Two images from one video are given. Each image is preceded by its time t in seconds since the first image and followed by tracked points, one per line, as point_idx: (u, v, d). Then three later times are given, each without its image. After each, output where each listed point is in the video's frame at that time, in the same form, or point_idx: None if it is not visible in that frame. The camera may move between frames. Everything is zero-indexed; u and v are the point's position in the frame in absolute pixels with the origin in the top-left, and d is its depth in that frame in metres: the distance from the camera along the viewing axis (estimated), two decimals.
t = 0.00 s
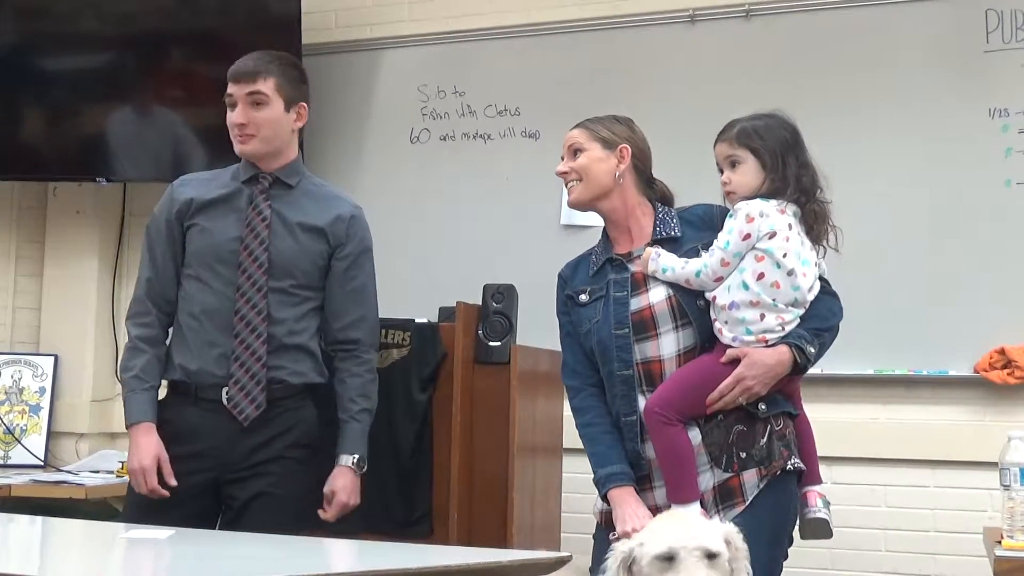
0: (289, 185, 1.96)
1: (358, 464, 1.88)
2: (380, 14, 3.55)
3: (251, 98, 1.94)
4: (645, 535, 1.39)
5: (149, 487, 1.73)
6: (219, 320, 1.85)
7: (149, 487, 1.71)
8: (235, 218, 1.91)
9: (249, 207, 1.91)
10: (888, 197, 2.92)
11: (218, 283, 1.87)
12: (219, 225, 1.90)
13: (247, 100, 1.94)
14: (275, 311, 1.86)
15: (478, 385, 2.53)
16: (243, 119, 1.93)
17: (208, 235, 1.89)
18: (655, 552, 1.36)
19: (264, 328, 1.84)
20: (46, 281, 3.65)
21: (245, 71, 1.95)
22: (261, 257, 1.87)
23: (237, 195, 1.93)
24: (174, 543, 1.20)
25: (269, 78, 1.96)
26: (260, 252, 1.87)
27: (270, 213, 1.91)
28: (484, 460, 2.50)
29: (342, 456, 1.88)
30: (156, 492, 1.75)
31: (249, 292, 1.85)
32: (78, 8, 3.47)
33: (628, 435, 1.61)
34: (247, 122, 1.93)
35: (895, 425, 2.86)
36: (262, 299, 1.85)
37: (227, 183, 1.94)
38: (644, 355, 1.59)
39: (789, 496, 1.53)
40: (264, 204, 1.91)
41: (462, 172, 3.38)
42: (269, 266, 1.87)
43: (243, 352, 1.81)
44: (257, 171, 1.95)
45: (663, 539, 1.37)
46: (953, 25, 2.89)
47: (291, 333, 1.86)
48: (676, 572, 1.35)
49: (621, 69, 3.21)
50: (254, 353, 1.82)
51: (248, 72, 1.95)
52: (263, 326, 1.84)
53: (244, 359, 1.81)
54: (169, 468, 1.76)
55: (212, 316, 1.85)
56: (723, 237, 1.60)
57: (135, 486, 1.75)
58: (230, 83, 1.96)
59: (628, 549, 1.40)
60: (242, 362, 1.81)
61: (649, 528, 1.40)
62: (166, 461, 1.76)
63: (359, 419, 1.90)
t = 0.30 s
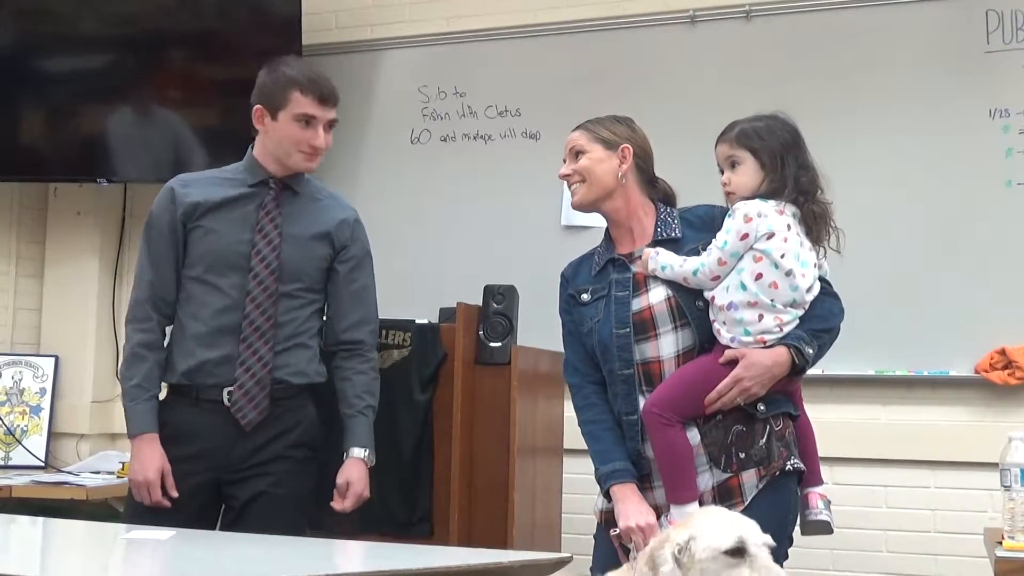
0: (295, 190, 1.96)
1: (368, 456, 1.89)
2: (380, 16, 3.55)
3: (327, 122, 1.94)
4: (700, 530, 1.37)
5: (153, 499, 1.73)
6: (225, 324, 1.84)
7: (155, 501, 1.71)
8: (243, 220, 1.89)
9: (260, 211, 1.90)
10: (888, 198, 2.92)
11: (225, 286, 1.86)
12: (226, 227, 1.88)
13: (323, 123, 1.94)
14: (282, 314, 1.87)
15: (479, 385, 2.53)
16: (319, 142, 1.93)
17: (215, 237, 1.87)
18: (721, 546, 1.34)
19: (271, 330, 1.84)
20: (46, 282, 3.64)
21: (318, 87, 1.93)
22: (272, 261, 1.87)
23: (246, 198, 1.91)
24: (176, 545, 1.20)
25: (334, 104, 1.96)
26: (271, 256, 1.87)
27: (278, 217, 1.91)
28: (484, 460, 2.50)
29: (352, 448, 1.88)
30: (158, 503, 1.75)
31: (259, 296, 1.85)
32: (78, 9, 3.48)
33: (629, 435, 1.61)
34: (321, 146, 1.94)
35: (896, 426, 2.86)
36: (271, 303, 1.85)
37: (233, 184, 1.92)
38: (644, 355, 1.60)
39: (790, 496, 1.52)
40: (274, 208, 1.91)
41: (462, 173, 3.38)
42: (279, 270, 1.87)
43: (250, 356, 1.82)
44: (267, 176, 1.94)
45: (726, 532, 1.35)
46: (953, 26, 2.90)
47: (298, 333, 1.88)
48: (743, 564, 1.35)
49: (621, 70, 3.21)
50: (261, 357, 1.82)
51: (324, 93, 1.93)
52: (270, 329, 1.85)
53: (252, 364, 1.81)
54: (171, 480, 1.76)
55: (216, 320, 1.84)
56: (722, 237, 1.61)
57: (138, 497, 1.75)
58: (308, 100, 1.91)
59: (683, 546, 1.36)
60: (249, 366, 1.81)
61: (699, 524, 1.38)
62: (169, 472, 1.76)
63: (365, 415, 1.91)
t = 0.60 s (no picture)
0: (300, 195, 1.97)
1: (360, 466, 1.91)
2: (381, 16, 3.55)
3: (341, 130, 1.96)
4: (729, 546, 1.22)
5: (166, 489, 1.72)
6: (229, 326, 1.83)
7: (169, 491, 1.70)
8: (249, 222, 1.89)
9: (266, 214, 1.91)
10: (889, 198, 2.92)
11: (229, 287, 1.86)
12: (230, 228, 1.88)
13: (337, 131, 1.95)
14: (285, 317, 1.88)
15: (479, 385, 2.53)
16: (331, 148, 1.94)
17: (220, 237, 1.87)
18: (752, 566, 1.19)
19: (274, 334, 1.85)
20: (47, 282, 3.64)
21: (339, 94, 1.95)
22: (277, 265, 1.87)
23: (252, 200, 1.91)
24: (176, 545, 1.19)
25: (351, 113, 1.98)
26: (276, 260, 1.87)
27: (284, 221, 1.91)
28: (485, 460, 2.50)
29: (346, 459, 1.90)
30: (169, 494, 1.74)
31: (264, 300, 1.85)
32: (78, 10, 3.48)
33: (631, 434, 1.62)
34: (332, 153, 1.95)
35: (896, 426, 2.86)
36: (275, 307, 1.86)
37: (239, 185, 1.92)
38: (646, 355, 1.59)
39: (789, 497, 1.52)
40: (280, 211, 1.91)
41: (462, 173, 3.38)
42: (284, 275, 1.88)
43: (255, 361, 1.82)
44: (274, 178, 1.94)
45: (757, 552, 1.21)
46: (953, 26, 2.90)
47: (298, 339, 1.89)
48: None
49: (621, 70, 3.21)
50: (265, 361, 1.83)
51: (342, 101, 1.95)
52: (274, 332, 1.85)
53: (256, 367, 1.82)
54: (183, 469, 1.75)
55: (220, 321, 1.83)
56: (724, 236, 1.61)
57: (148, 488, 1.74)
58: (326, 106, 1.93)
59: (709, 563, 1.21)
60: (252, 369, 1.81)
61: (727, 538, 1.23)
62: (180, 462, 1.74)
63: (358, 423, 1.93)
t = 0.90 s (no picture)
0: (292, 194, 1.97)
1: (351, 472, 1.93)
2: (380, 16, 3.55)
3: (298, 113, 1.94)
4: (736, 545, 1.21)
5: (160, 491, 1.72)
6: (220, 325, 1.83)
7: (161, 493, 1.71)
8: (240, 220, 1.90)
9: (256, 212, 1.91)
10: (888, 199, 2.92)
11: (222, 286, 1.85)
12: (222, 226, 1.88)
13: (293, 114, 1.93)
14: (278, 316, 1.88)
15: (478, 386, 2.53)
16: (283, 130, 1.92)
17: (212, 236, 1.87)
18: (758, 566, 1.19)
19: (269, 333, 1.85)
20: (47, 283, 3.64)
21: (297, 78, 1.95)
22: (269, 263, 1.87)
23: (242, 198, 1.91)
24: (176, 546, 1.20)
25: (313, 97, 1.95)
26: (268, 258, 1.87)
27: (276, 219, 1.91)
28: (484, 462, 2.50)
29: (335, 463, 1.92)
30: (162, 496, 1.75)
31: (257, 298, 1.85)
32: (78, 11, 3.48)
33: (631, 434, 1.62)
34: (290, 136, 1.92)
35: (896, 426, 2.86)
36: (268, 305, 1.86)
37: (231, 185, 1.92)
38: (645, 355, 1.59)
39: (788, 497, 1.52)
40: (271, 209, 1.92)
41: (462, 173, 3.38)
42: (276, 272, 1.88)
43: (249, 359, 1.82)
44: (264, 177, 1.94)
45: (764, 551, 1.21)
46: (952, 26, 2.90)
47: (292, 338, 1.89)
48: None
49: (620, 70, 3.22)
50: (260, 360, 1.83)
51: (297, 85, 1.94)
52: (268, 330, 1.85)
53: (250, 365, 1.82)
54: (176, 471, 1.75)
55: (213, 320, 1.83)
56: (723, 236, 1.61)
57: (141, 489, 1.74)
58: (277, 91, 1.94)
59: (717, 562, 1.21)
60: (247, 367, 1.81)
61: (734, 538, 1.23)
62: (174, 464, 1.75)
63: (349, 429, 1.94)
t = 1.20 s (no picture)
0: (282, 186, 1.96)
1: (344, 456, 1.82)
2: (380, 16, 3.55)
3: (250, 95, 1.95)
4: (719, 544, 1.28)
5: (139, 489, 1.73)
6: (213, 320, 1.85)
7: (138, 489, 1.71)
8: (228, 216, 1.91)
9: (244, 206, 1.92)
10: (888, 198, 2.92)
11: (214, 281, 1.86)
12: (212, 223, 1.90)
13: (247, 98, 1.95)
14: (269, 309, 1.86)
15: (478, 386, 2.53)
16: (237, 113, 1.94)
17: (202, 233, 1.89)
18: (736, 566, 1.25)
19: (260, 326, 1.84)
20: (47, 283, 3.64)
21: (253, 71, 1.98)
22: (257, 256, 1.87)
23: (231, 194, 1.93)
24: (175, 546, 1.20)
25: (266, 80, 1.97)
26: (256, 250, 1.87)
27: (265, 212, 1.91)
28: (484, 463, 2.50)
29: (328, 446, 1.82)
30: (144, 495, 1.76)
31: (246, 290, 1.85)
32: (78, 10, 3.47)
33: (631, 433, 1.62)
34: (244, 118, 1.94)
35: (897, 425, 2.86)
36: (258, 298, 1.85)
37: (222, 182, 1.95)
38: (647, 354, 1.59)
39: (788, 498, 1.51)
40: (259, 202, 1.92)
41: (462, 173, 3.38)
42: (266, 265, 1.87)
43: (241, 353, 1.82)
44: (252, 173, 1.96)
45: (745, 552, 1.26)
46: (952, 26, 2.89)
47: (284, 333, 1.86)
48: None
49: (620, 70, 3.21)
50: (252, 353, 1.82)
51: (252, 72, 1.98)
52: (259, 324, 1.84)
53: (241, 358, 1.82)
54: (159, 470, 1.76)
55: (206, 317, 1.85)
56: (725, 235, 1.61)
57: (125, 488, 1.76)
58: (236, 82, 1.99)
59: (698, 559, 1.28)
60: (240, 362, 1.81)
61: (718, 537, 1.29)
62: (156, 462, 1.76)
63: (347, 413, 1.85)
